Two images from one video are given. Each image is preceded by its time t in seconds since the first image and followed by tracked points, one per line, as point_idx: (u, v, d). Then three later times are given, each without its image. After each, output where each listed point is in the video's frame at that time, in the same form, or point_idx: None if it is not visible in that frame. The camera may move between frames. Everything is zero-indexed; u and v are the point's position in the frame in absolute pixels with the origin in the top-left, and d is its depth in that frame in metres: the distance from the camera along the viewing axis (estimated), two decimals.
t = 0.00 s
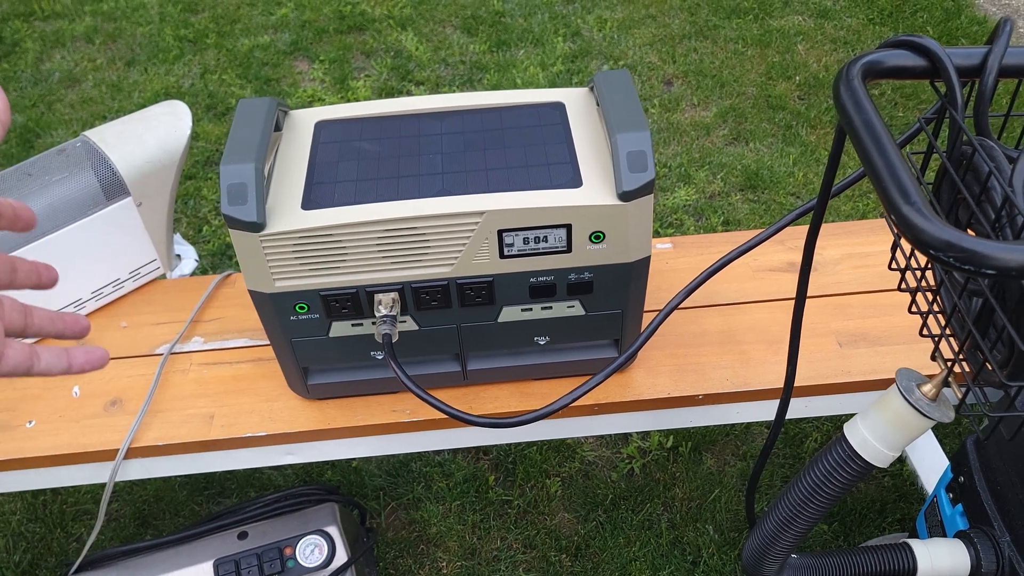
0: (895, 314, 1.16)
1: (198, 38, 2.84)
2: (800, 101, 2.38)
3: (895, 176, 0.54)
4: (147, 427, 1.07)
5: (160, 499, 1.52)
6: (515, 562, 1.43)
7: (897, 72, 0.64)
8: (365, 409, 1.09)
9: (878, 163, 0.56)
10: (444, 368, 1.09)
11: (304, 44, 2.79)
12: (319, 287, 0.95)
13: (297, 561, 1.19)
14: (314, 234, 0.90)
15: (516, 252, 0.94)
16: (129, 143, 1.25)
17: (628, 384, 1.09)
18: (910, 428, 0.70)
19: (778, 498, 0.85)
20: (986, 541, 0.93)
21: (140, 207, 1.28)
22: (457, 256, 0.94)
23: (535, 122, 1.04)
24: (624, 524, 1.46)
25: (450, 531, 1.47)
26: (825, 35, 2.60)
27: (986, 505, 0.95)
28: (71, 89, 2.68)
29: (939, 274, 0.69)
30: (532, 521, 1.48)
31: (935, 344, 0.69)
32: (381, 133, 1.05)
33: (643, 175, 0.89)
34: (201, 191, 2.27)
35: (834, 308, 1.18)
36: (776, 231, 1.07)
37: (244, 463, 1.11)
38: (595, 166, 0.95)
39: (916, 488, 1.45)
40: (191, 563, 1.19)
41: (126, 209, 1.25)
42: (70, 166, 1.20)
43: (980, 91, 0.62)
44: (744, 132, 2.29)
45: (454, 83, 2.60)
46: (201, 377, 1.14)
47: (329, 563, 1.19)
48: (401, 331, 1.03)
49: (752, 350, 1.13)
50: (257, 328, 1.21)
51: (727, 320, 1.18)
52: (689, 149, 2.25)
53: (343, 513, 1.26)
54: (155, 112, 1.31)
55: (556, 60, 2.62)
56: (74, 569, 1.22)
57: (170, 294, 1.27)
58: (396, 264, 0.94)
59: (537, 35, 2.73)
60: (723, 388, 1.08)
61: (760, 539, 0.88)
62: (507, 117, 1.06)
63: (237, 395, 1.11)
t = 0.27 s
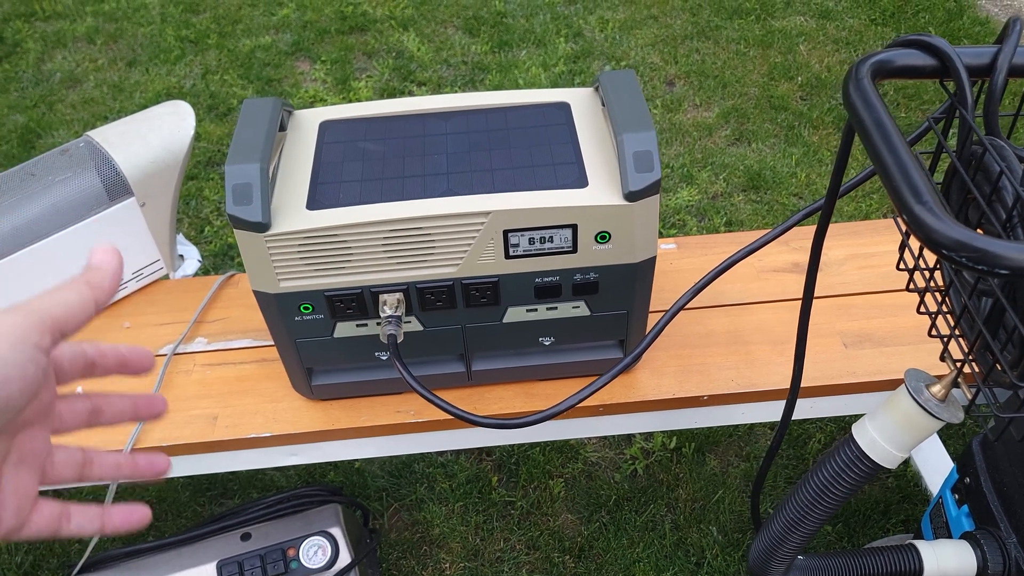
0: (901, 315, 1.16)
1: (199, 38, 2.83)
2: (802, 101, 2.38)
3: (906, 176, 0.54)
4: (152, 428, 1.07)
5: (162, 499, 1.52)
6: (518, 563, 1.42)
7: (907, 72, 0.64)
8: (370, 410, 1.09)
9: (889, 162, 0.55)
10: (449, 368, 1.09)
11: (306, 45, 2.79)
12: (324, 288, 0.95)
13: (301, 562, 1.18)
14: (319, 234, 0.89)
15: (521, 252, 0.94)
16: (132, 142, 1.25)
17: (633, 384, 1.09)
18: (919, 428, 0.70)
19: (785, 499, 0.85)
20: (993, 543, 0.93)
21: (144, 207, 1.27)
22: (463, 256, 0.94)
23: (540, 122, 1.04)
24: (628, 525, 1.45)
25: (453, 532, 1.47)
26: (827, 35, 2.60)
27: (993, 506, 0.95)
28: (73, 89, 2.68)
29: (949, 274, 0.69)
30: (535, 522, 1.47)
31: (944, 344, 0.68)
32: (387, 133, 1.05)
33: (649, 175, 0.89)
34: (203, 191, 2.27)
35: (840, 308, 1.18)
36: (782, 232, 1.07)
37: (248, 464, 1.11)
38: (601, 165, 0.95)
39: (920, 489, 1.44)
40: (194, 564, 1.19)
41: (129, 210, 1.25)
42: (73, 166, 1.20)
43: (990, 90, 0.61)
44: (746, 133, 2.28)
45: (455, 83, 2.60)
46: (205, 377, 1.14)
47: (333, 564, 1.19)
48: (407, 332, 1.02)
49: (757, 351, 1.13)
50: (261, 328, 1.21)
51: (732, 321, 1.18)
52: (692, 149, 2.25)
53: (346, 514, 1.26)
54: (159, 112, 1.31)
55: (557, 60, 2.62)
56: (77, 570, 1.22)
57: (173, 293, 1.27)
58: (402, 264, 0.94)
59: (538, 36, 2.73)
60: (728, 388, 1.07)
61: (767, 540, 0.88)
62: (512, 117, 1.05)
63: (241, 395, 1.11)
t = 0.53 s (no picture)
0: (907, 315, 1.16)
1: (200, 39, 2.83)
2: (804, 102, 2.38)
3: (918, 175, 0.54)
4: (157, 428, 1.06)
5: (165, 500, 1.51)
6: (522, 564, 1.42)
7: (916, 71, 0.64)
8: (375, 410, 1.08)
9: (900, 162, 0.55)
10: (454, 368, 1.08)
11: (307, 46, 2.79)
12: (330, 288, 0.95)
13: (305, 562, 1.18)
14: (325, 234, 0.90)
15: (527, 252, 0.94)
16: (136, 143, 1.25)
17: (638, 384, 1.08)
18: (928, 428, 0.70)
19: (792, 499, 0.85)
20: (999, 542, 0.93)
21: (148, 208, 1.27)
22: (469, 256, 0.94)
23: (545, 122, 1.04)
24: (632, 526, 1.45)
25: (457, 533, 1.46)
26: (828, 36, 2.60)
27: (999, 506, 0.95)
28: (74, 90, 2.68)
29: (958, 274, 0.69)
30: (539, 523, 1.47)
31: (953, 344, 0.68)
32: (392, 133, 1.04)
33: (656, 175, 0.89)
34: (205, 192, 2.27)
35: (844, 308, 1.18)
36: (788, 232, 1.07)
37: (253, 464, 1.11)
38: (607, 166, 0.95)
39: (924, 490, 1.44)
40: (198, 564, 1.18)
41: (133, 210, 1.25)
42: (77, 167, 1.20)
43: (999, 89, 0.62)
44: (748, 133, 2.29)
45: (457, 84, 2.60)
46: (210, 378, 1.13)
47: (338, 564, 1.19)
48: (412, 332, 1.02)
49: (762, 351, 1.13)
50: (265, 329, 1.21)
51: (737, 321, 1.18)
52: (693, 150, 2.25)
53: (351, 514, 1.25)
54: (163, 112, 1.31)
55: (559, 61, 2.62)
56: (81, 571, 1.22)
57: (177, 295, 1.28)
58: (408, 264, 0.94)
59: (540, 37, 2.73)
60: (734, 389, 1.07)
61: (774, 540, 0.88)
62: (517, 117, 1.05)
63: (246, 396, 1.11)
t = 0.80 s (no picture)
0: (910, 316, 1.16)
1: (202, 40, 2.84)
2: (805, 103, 2.38)
3: (925, 175, 0.54)
4: (161, 429, 1.06)
5: (168, 501, 1.51)
6: (525, 565, 1.42)
7: (921, 72, 0.65)
8: (379, 411, 1.09)
9: (907, 162, 0.56)
10: (457, 369, 1.08)
11: (309, 47, 2.79)
12: (335, 288, 0.95)
13: (309, 563, 1.18)
14: (331, 235, 0.90)
15: (532, 253, 0.94)
16: (141, 144, 1.25)
17: (642, 385, 1.09)
18: (933, 428, 0.70)
19: (797, 500, 0.85)
20: (1002, 543, 0.93)
21: (152, 208, 1.28)
22: (473, 257, 0.94)
23: (549, 123, 1.04)
24: (634, 527, 1.45)
25: (459, 534, 1.47)
26: (829, 37, 2.60)
27: (1002, 506, 0.96)
28: (76, 91, 2.68)
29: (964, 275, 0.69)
30: (542, 524, 1.47)
31: (958, 345, 0.69)
32: (396, 134, 1.05)
33: (660, 176, 0.89)
34: (207, 193, 2.27)
35: (847, 310, 1.18)
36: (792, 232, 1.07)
37: (257, 465, 1.11)
38: (612, 167, 0.95)
39: (926, 491, 1.44)
40: (201, 565, 1.19)
41: (138, 211, 1.25)
42: (82, 167, 1.20)
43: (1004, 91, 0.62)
44: (749, 134, 2.29)
45: (458, 85, 2.60)
46: (214, 379, 1.14)
47: (341, 565, 1.19)
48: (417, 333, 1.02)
49: (765, 352, 1.13)
50: (269, 330, 1.21)
51: (740, 322, 1.18)
52: (695, 151, 2.25)
53: (354, 515, 1.25)
54: (167, 114, 1.31)
55: (560, 62, 2.62)
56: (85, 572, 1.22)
57: (181, 294, 1.27)
58: (412, 265, 0.94)
59: (541, 38, 2.74)
60: (738, 389, 1.08)
61: (779, 541, 0.88)
62: (521, 118, 1.06)
63: (250, 397, 1.11)
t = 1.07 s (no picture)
0: (906, 314, 1.17)
1: (203, 40, 2.85)
2: (804, 103, 2.40)
3: (920, 174, 0.55)
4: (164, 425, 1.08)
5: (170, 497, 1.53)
6: (524, 561, 1.43)
7: (918, 73, 0.66)
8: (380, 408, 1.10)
9: (902, 161, 0.57)
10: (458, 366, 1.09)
11: (310, 47, 2.80)
12: (338, 285, 0.97)
13: (310, 559, 1.19)
14: (334, 232, 0.91)
15: (532, 251, 0.96)
16: (145, 143, 1.26)
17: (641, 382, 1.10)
18: (929, 424, 0.71)
19: (796, 494, 0.86)
20: (997, 539, 0.94)
21: (156, 206, 1.28)
22: (474, 255, 0.96)
23: (550, 122, 1.05)
24: (633, 523, 1.46)
25: (459, 530, 1.48)
26: (828, 38, 2.61)
27: (997, 503, 0.96)
28: (77, 90, 2.69)
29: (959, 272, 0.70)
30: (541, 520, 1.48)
31: (953, 342, 0.70)
32: (399, 133, 1.06)
33: (660, 175, 0.91)
34: (208, 192, 2.28)
35: (844, 308, 1.19)
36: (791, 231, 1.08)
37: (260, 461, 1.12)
38: (612, 165, 0.96)
39: (922, 488, 1.45)
40: (204, 561, 1.20)
41: (141, 209, 1.26)
42: (86, 166, 1.21)
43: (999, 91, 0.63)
44: (748, 134, 2.30)
45: (458, 85, 2.62)
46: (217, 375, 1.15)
47: (342, 561, 1.20)
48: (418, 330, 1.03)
49: (763, 350, 1.14)
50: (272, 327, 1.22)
51: (739, 320, 1.19)
52: (694, 151, 2.26)
53: (354, 511, 1.27)
54: (171, 112, 1.32)
55: (560, 62, 2.64)
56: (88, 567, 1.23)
57: (185, 291, 1.28)
58: (414, 262, 0.95)
59: (541, 38, 2.75)
60: (735, 387, 1.09)
61: (776, 535, 0.89)
62: (522, 117, 1.07)
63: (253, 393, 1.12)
